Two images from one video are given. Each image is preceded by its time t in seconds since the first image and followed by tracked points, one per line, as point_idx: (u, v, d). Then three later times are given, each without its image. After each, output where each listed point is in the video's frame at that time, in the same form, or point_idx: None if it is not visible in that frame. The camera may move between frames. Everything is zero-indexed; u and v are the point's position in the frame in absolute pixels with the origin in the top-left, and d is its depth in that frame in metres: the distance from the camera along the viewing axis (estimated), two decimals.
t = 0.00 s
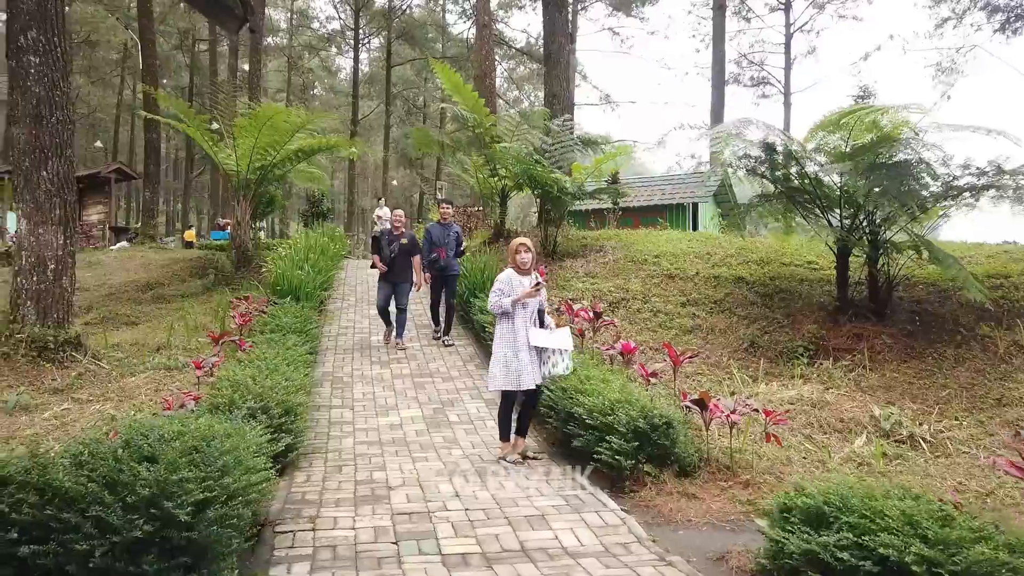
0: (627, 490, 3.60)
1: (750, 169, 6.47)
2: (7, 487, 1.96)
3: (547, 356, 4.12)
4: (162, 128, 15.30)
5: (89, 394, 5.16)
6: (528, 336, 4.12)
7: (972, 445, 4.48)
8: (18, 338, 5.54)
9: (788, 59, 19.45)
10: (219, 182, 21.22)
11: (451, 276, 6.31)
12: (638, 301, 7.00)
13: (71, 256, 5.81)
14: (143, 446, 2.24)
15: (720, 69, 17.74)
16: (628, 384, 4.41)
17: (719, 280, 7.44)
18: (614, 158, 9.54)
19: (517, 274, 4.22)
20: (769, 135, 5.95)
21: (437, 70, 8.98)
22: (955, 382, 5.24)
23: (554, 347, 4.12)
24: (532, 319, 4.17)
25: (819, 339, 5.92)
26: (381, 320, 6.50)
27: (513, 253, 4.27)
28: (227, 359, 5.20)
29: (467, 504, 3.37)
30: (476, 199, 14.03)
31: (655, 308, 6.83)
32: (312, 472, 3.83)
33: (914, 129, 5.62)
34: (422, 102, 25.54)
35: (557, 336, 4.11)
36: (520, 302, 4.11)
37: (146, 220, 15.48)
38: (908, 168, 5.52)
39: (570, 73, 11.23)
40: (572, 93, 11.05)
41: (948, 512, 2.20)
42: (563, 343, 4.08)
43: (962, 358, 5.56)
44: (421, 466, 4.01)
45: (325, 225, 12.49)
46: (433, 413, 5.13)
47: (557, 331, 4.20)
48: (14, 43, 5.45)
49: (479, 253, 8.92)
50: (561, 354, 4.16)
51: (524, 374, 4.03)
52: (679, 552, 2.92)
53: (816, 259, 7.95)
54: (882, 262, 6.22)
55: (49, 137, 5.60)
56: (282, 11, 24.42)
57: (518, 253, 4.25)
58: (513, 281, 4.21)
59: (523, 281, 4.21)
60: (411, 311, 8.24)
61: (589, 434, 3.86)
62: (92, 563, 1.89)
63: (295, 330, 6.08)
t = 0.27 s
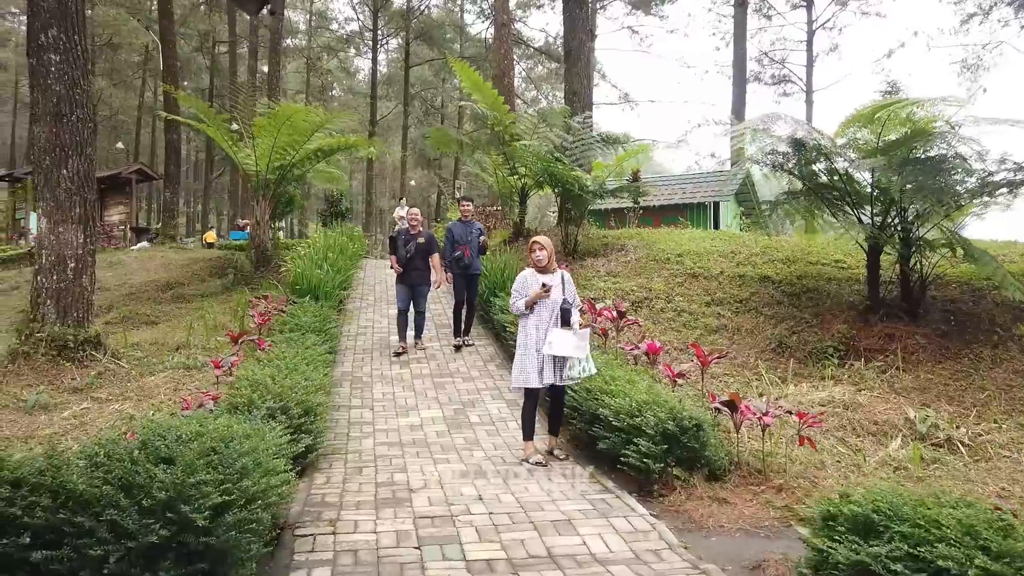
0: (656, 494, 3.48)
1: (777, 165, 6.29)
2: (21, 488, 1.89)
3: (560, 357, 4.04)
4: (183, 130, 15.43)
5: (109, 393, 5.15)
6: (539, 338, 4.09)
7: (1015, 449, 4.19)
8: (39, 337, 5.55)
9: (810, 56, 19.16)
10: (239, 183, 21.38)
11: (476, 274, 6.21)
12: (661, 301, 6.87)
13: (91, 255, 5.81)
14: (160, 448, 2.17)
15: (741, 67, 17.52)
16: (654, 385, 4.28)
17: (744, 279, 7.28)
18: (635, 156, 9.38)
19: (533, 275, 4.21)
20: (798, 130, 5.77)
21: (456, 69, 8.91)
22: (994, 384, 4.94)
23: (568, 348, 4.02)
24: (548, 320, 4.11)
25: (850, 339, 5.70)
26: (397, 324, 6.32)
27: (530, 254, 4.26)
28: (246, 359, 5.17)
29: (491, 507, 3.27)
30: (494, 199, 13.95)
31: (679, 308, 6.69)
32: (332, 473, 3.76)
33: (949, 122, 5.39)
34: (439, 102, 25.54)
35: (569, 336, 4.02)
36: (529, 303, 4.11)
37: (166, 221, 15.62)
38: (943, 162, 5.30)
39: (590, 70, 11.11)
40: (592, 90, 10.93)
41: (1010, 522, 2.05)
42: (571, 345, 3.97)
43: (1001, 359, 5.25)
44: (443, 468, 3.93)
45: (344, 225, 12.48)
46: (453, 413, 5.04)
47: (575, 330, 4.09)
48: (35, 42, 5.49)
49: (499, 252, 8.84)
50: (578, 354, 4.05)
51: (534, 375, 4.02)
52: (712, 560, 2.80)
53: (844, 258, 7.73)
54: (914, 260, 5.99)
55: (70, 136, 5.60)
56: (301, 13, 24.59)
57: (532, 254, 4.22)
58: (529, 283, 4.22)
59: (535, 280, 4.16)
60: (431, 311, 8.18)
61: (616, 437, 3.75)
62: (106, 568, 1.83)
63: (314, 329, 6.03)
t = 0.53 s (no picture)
0: (674, 501, 3.40)
1: (790, 165, 6.19)
2: (26, 497, 1.80)
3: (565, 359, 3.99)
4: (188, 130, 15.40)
5: (114, 395, 5.09)
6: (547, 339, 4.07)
7: None
8: (43, 338, 5.48)
9: (817, 56, 19.05)
10: (243, 183, 21.36)
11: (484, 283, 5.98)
12: (672, 301, 6.79)
13: (96, 255, 5.75)
14: (169, 455, 2.11)
15: (747, 66, 17.43)
16: (670, 388, 4.19)
17: (756, 279, 7.19)
18: (644, 155, 9.27)
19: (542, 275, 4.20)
20: (813, 129, 5.66)
21: (463, 67, 8.81)
22: (1015, 388, 4.80)
23: (571, 348, 3.99)
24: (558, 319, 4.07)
25: (866, 340, 5.59)
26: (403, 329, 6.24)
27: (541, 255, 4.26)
28: (253, 360, 5.10)
29: (506, 514, 3.20)
30: (500, 199, 13.88)
31: (690, 309, 6.60)
32: (342, 478, 3.68)
33: (967, 120, 5.28)
34: (444, 103, 25.49)
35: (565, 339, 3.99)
36: (536, 305, 4.12)
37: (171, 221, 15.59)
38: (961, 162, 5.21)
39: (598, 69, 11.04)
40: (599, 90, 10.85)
41: None
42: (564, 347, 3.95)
43: (1020, 362, 5.13)
44: (455, 473, 3.85)
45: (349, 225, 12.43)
46: (463, 416, 4.96)
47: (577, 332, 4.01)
48: (40, 40, 5.43)
49: (506, 253, 8.76)
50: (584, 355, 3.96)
51: (538, 376, 4.05)
52: (736, 570, 2.71)
53: (856, 258, 7.63)
54: (930, 260, 5.87)
55: (75, 134, 5.55)
56: (305, 13, 24.57)
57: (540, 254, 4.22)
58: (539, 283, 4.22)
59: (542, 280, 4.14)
60: (438, 312, 8.11)
61: (632, 441, 3.68)
62: None
63: (321, 330, 5.96)
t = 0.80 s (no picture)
0: (682, 504, 3.36)
1: (795, 164, 6.15)
2: (26, 503, 1.77)
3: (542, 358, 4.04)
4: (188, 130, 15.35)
5: (114, 397, 5.04)
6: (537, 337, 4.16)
7: None
8: (43, 339, 5.44)
9: (817, 56, 19.03)
10: (243, 184, 21.31)
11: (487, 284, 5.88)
12: (676, 302, 6.75)
13: (96, 256, 5.71)
14: (172, 458, 2.07)
15: (748, 66, 17.40)
16: (676, 389, 4.15)
17: (759, 280, 7.15)
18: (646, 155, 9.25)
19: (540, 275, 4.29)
20: (818, 128, 5.61)
21: (465, 68, 8.77)
22: None
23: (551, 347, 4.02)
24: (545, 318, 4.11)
25: (872, 341, 5.55)
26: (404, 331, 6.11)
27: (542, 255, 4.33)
28: (254, 361, 5.05)
29: (512, 517, 3.15)
30: (501, 200, 13.85)
31: (694, 309, 6.56)
32: (345, 481, 3.63)
33: (973, 118, 5.24)
34: (444, 103, 25.46)
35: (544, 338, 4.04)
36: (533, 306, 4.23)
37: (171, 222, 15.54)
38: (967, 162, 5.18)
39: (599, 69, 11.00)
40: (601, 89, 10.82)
41: None
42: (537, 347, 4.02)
43: None
44: (459, 475, 3.81)
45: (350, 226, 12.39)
46: (467, 418, 4.92)
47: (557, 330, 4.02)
48: (39, 39, 5.38)
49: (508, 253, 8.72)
50: (557, 356, 3.93)
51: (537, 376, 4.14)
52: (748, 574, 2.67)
53: (860, 258, 7.59)
54: (936, 261, 5.82)
55: (75, 134, 5.50)
56: (305, 14, 24.54)
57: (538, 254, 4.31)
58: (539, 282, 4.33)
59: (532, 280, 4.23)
60: (440, 312, 8.07)
61: (639, 443, 3.64)
62: None
63: (323, 331, 5.92)
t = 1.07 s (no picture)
0: (689, 505, 3.34)
1: (799, 164, 6.13)
2: (31, 505, 1.76)
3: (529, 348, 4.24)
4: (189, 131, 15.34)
5: (117, 398, 5.03)
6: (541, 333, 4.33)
7: None
8: (45, 340, 5.42)
9: (818, 57, 19.04)
10: (244, 184, 21.31)
11: (493, 290, 5.80)
12: (679, 302, 6.74)
13: (99, 256, 5.69)
14: (179, 460, 2.05)
15: (749, 67, 17.40)
16: (681, 390, 4.13)
17: (763, 280, 7.14)
18: (648, 156, 9.28)
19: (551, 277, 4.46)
20: (823, 127, 5.59)
21: (467, 68, 8.75)
22: None
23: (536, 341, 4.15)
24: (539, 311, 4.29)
25: (877, 342, 5.52)
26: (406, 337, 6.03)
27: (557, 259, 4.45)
28: (257, 362, 5.03)
29: (518, 519, 3.14)
30: (502, 200, 13.83)
31: (698, 309, 6.55)
32: (349, 482, 3.61)
33: (978, 118, 5.21)
34: (444, 104, 25.47)
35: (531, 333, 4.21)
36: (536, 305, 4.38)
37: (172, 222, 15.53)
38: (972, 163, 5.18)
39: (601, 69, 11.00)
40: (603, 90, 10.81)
41: None
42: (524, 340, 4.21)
43: None
44: (464, 476, 3.79)
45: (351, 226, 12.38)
46: (471, 419, 4.91)
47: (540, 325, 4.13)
48: (42, 39, 5.37)
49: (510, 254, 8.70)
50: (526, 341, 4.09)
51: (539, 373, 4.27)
52: None
53: (864, 259, 7.58)
54: (941, 261, 5.80)
55: (78, 134, 5.49)
56: (305, 15, 24.55)
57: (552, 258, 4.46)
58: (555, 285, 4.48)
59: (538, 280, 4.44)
60: (442, 313, 8.05)
61: (644, 444, 3.62)
62: None
63: (326, 332, 5.90)
